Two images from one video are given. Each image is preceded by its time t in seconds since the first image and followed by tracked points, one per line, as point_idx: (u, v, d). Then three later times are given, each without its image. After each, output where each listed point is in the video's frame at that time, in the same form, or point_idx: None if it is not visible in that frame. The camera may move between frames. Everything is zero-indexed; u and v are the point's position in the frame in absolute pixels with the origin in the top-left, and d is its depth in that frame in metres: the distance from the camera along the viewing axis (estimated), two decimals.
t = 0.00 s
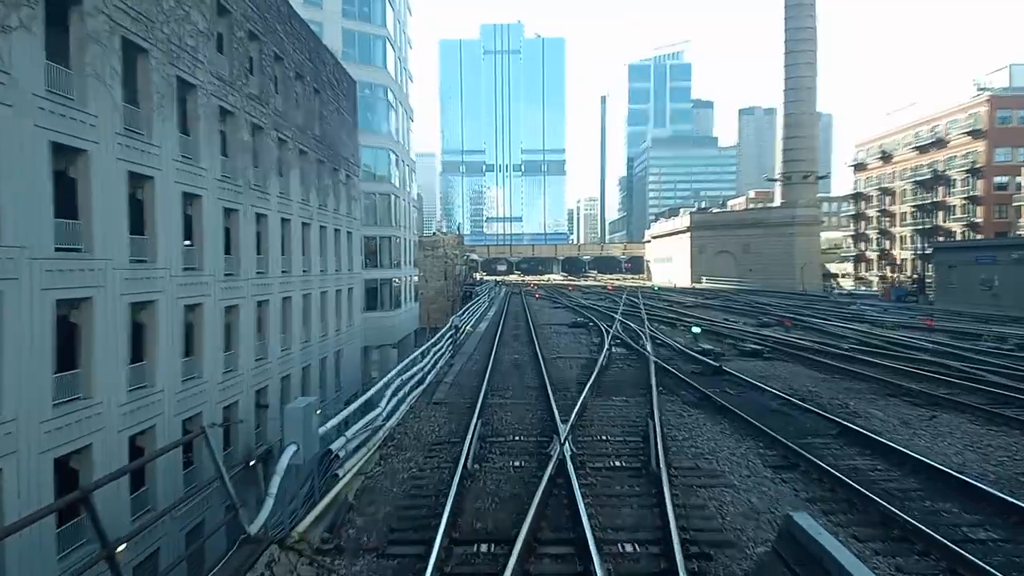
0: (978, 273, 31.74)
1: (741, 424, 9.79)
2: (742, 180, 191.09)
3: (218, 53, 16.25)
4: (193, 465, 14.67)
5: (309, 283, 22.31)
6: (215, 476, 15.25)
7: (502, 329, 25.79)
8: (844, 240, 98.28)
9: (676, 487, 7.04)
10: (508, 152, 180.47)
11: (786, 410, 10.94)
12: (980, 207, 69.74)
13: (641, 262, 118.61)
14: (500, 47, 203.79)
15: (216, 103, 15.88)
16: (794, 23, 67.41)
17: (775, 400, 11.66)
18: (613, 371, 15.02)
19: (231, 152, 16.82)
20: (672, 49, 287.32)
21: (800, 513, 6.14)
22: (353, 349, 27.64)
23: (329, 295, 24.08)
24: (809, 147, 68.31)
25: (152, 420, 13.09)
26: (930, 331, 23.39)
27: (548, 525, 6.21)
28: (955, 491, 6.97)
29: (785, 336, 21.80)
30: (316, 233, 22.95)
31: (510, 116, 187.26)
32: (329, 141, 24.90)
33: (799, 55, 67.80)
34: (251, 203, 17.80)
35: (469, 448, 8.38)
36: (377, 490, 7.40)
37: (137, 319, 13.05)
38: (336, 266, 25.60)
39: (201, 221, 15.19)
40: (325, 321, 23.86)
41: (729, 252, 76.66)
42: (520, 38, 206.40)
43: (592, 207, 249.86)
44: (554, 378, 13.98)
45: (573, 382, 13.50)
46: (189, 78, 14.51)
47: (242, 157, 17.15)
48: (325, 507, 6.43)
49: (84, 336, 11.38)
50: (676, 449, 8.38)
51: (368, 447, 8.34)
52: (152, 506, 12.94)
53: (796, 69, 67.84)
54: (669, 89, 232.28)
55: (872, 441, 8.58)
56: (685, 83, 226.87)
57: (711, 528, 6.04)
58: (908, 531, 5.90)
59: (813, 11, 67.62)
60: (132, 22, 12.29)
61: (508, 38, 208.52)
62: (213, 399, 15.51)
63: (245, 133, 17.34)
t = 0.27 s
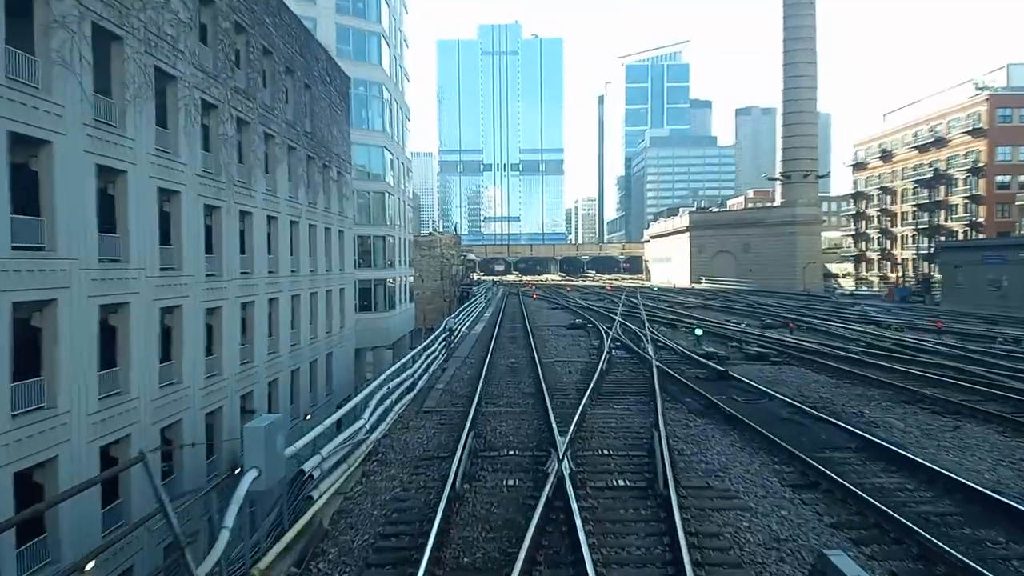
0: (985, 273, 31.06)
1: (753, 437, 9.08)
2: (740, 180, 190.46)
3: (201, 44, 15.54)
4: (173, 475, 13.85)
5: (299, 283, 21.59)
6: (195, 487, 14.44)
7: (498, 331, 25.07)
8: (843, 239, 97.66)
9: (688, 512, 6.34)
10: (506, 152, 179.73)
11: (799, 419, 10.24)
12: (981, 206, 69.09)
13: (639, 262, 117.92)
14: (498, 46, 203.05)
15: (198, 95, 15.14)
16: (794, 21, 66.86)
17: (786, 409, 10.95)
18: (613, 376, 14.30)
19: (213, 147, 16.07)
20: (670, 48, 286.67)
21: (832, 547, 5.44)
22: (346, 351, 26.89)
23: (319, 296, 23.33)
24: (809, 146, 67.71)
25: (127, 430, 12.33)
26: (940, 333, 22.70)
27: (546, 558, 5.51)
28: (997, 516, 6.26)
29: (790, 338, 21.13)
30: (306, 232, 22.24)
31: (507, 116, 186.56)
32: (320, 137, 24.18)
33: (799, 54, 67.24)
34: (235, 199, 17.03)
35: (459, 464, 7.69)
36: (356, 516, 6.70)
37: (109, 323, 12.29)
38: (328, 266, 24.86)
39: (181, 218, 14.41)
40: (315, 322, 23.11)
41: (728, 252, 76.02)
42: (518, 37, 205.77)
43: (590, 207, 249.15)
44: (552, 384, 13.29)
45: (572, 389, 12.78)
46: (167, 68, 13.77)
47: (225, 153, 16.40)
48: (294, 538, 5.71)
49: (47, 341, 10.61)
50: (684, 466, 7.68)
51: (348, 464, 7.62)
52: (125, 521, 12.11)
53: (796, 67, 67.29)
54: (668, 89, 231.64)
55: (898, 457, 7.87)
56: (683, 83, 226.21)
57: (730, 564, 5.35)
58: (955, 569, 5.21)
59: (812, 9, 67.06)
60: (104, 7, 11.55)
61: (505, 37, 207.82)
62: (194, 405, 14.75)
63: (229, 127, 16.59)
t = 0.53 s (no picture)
0: (992, 270, 30.40)
1: (768, 449, 8.37)
2: (739, 179, 189.95)
3: (181, 34, 14.77)
4: (153, 488, 13.00)
5: (289, 283, 20.86)
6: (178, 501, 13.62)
7: (494, 332, 24.44)
8: (843, 237, 97.07)
9: (704, 543, 5.63)
10: (503, 152, 179.16)
11: (816, 428, 9.53)
12: (982, 203, 68.48)
13: (638, 261, 117.40)
14: (495, 46, 202.41)
15: (177, 87, 14.34)
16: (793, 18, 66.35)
17: (800, 416, 10.27)
18: (615, 380, 13.61)
19: (194, 142, 15.27)
20: (668, 47, 286.12)
21: None
22: (338, 353, 26.16)
23: (310, 298, 22.60)
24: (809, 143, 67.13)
25: (99, 443, 11.40)
26: (950, 332, 22.04)
27: None
28: None
29: (796, 338, 20.46)
30: (296, 230, 21.49)
31: (505, 115, 186.00)
32: (311, 133, 23.45)
33: (798, 50, 66.73)
34: (218, 197, 16.23)
35: (448, 483, 6.96)
36: (329, 549, 5.98)
37: (78, 329, 11.36)
38: (319, 266, 24.13)
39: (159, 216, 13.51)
40: (306, 324, 22.37)
41: (728, 250, 75.39)
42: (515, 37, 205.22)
43: (588, 206, 248.65)
44: (549, 390, 12.62)
45: (571, 395, 12.07)
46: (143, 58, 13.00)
47: (207, 148, 15.63)
48: None
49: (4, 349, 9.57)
50: (696, 485, 6.98)
51: (325, 485, 6.90)
52: (103, 540, 11.26)
53: (796, 64, 66.73)
54: (665, 88, 230.89)
55: (931, 472, 7.18)
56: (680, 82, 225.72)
57: None
58: None
59: (811, 6, 66.56)
60: None
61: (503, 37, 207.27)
62: (175, 417, 13.93)
63: (211, 121, 15.82)
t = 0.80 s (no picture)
0: (999, 269, 29.69)
1: (785, 467, 7.66)
2: (737, 178, 189.33)
3: (159, 24, 14.02)
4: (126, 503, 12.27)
5: (277, 285, 20.12)
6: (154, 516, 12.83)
7: (490, 335, 23.72)
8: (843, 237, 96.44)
9: None
10: (501, 153, 178.45)
11: (834, 442, 8.80)
12: (984, 202, 67.78)
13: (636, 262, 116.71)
14: (492, 46, 201.77)
15: (154, 79, 13.56)
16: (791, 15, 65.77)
17: (816, 428, 9.55)
18: (616, 386, 12.92)
19: (171, 137, 14.51)
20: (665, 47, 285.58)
21: None
22: (330, 356, 25.41)
23: (299, 300, 21.85)
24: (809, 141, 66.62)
25: (65, 455, 10.66)
26: (961, 334, 21.34)
27: None
28: None
29: (802, 340, 19.75)
30: (283, 230, 20.75)
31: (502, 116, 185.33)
32: (299, 130, 22.72)
33: (797, 49, 66.16)
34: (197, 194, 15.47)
35: (431, 510, 6.26)
36: None
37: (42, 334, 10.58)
38: (308, 267, 23.38)
39: (131, 214, 12.77)
40: (295, 327, 21.61)
41: (727, 250, 74.71)
42: (513, 37, 204.62)
43: (586, 207, 248.02)
44: (546, 398, 11.91)
45: (569, 403, 11.34)
46: (116, 48, 12.23)
47: (186, 144, 14.87)
48: None
49: None
50: (708, 511, 6.29)
51: (294, 515, 6.17)
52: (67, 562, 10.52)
53: (796, 62, 66.14)
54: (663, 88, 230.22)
55: (970, 495, 6.46)
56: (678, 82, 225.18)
57: None
58: None
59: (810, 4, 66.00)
60: None
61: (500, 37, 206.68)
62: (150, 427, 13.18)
63: (190, 115, 15.08)
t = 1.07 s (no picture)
0: (1004, 267, 29.09)
1: (805, 485, 6.90)
2: (733, 177, 188.93)
3: (131, 11, 13.13)
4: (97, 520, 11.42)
5: (262, 285, 19.33)
6: (127, 535, 11.82)
7: (484, 336, 22.98)
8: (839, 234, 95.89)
9: None
10: (496, 152, 177.65)
11: (854, 454, 8.06)
12: (983, 199, 67.25)
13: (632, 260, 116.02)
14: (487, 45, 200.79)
15: (125, 70, 12.68)
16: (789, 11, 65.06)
17: (833, 438, 8.80)
18: (616, 392, 12.16)
19: (146, 132, 13.59)
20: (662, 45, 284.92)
21: None
22: (319, 359, 24.60)
23: (286, 301, 21.03)
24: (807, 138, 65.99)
25: (27, 472, 9.74)
26: (970, 333, 20.65)
27: None
28: None
29: (806, 340, 19.04)
30: (268, 228, 19.98)
31: (498, 114, 184.50)
32: (285, 125, 21.90)
33: (795, 45, 65.47)
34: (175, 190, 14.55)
35: (410, 543, 5.53)
36: None
37: None
38: (296, 267, 22.58)
39: (102, 211, 11.85)
40: (281, 330, 20.79)
41: (725, 248, 74.02)
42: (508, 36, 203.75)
43: (582, 206, 247.33)
44: (542, 405, 11.16)
45: (566, 412, 10.58)
46: (82, 34, 11.36)
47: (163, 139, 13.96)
48: None
49: None
50: (724, 542, 5.58)
51: (255, 548, 5.45)
52: None
53: (794, 58, 65.41)
54: (658, 86, 229.56)
55: (1018, 521, 5.73)
56: (674, 80, 224.55)
57: None
58: None
59: None
60: None
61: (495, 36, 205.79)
62: (129, 437, 12.21)
63: (168, 108, 14.19)
